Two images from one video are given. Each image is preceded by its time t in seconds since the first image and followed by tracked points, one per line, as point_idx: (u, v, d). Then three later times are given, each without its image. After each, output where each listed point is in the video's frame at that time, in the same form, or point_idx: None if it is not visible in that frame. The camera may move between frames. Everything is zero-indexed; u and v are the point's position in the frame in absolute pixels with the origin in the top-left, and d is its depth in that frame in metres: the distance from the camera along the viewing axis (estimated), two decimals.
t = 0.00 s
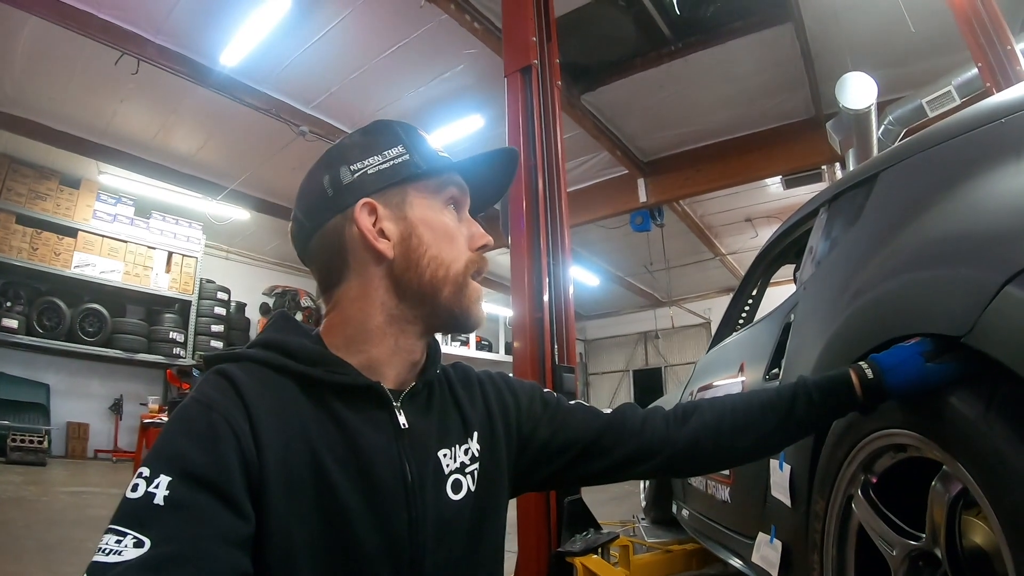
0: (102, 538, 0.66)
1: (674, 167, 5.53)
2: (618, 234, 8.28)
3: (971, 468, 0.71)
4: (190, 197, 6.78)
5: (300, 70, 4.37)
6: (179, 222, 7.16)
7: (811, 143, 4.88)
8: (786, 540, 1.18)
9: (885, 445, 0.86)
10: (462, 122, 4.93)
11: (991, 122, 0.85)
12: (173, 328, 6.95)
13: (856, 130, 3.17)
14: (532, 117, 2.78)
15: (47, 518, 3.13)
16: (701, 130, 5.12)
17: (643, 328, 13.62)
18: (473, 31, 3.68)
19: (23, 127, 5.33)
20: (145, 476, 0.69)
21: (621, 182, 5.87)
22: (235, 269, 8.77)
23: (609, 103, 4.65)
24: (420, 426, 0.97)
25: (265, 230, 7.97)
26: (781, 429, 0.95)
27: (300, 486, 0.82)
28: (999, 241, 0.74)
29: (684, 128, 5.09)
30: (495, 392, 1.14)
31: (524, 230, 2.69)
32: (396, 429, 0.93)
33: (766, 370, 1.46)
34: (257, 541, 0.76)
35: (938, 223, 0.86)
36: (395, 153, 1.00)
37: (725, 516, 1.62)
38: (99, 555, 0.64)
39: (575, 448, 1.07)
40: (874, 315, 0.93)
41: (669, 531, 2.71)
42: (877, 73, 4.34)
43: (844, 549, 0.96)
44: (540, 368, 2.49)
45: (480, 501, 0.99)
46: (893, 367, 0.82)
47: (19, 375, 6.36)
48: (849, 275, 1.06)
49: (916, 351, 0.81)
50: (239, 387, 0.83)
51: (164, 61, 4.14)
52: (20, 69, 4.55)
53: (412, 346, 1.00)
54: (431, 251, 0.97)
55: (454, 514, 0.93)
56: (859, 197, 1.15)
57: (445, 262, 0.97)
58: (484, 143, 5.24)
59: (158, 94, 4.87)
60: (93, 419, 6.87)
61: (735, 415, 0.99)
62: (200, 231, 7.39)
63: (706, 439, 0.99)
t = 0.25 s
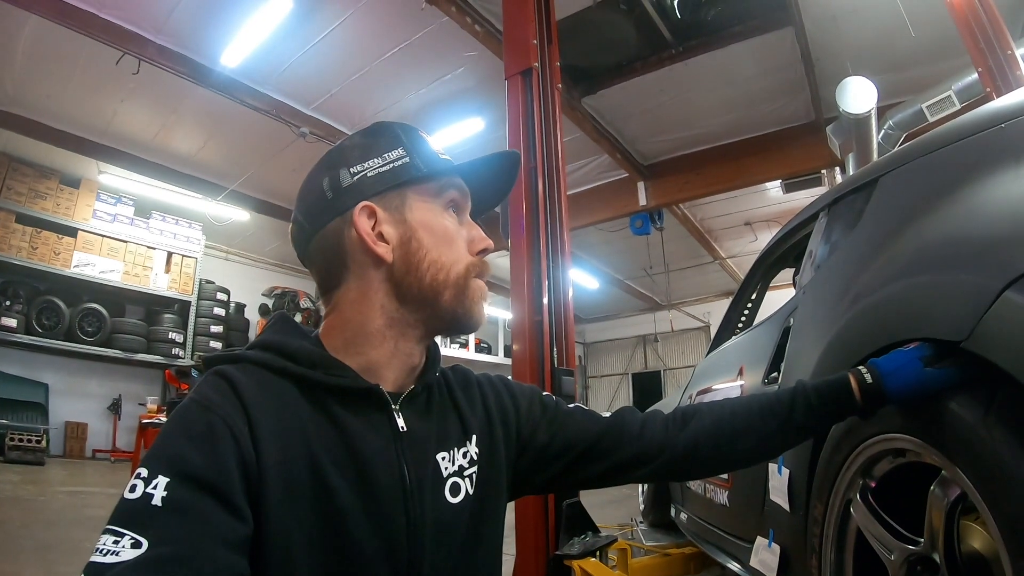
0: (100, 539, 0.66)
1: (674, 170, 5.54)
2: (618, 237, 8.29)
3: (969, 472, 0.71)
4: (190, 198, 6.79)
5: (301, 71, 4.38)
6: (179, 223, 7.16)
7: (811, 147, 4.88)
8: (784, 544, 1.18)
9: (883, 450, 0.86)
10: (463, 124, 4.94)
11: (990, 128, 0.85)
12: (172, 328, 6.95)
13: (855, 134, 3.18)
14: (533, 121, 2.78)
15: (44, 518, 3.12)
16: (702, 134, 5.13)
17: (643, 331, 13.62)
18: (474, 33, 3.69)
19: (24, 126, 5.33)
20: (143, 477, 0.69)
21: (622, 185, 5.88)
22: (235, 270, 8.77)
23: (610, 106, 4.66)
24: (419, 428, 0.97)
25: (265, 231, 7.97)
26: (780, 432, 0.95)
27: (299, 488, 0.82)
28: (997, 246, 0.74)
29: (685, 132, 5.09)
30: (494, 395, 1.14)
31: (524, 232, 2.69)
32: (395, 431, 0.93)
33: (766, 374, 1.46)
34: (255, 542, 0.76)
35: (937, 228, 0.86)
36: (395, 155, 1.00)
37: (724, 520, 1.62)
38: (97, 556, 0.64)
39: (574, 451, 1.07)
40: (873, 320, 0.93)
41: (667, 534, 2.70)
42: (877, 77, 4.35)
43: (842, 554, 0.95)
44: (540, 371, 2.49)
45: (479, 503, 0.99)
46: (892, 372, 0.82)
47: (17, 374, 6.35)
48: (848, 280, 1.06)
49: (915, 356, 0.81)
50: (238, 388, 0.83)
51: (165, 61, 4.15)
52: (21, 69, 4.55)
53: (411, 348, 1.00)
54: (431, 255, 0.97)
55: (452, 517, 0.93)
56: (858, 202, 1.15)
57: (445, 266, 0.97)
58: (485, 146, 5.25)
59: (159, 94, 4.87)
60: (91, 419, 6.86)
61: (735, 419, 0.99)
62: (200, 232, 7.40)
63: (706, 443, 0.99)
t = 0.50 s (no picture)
0: (102, 538, 0.66)
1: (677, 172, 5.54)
2: (621, 238, 8.28)
3: (972, 477, 0.71)
4: (193, 197, 6.80)
5: (304, 71, 4.39)
6: (181, 222, 7.18)
7: (814, 150, 4.88)
8: (785, 547, 1.18)
9: (885, 453, 0.86)
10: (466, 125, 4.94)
11: (994, 132, 0.85)
12: (174, 327, 6.96)
13: (859, 137, 3.17)
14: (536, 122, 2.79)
15: (45, 516, 3.13)
16: (705, 136, 5.13)
17: (645, 333, 13.61)
18: (478, 34, 3.69)
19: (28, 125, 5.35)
20: (145, 477, 0.69)
21: (624, 186, 5.88)
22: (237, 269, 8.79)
23: (612, 107, 4.66)
24: (421, 429, 0.97)
25: (268, 231, 7.98)
26: (782, 436, 0.95)
27: (300, 488, 0.82)
28: (1001, 251, 0.74)
29: (688, 134, 5.09)
30: (496, 396, 1.14)
31: (527, 233, 2.68)
32: (397, 433, 0.93)
33: (768, 377, 1.46)
34: (256, 542, 0.76)
35: (941, 232, 0.86)
36: (398, 156, 1.01)
37: (725, 522, 1.62)
38: (98, 555, 0.64)
39: (576, 453, 1.07)
40: (876, 324, 0.93)
41: (668, 536, 2.70)
42: (881, 80, 4.34)
43: (844, 557, 0.95)
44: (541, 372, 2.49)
45: (480, 505, 0.99)
46: (895, 376, 0.82)
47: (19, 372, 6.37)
48: (851, 283, 1.06)
49: (917, 360, 0.81)
50: (240, 389, 0.83)
51: (168, 60, 4.16)
52: (26, 67, 4.57)
53: (413, 350, 1.00)
54: (435, 256, 0.97)
55: (453, 518, 0.93)
56: (862, 205, 1.15)
57: (449, 267, 0.97)
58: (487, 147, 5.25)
59: (162, 93, 4.89)
60: (93, 417, 6.88)
61: (737, 422, 0.99)
62: (203, 231, 7.41)
63: (707, 446, 0.99)
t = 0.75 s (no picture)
0: (107, 537, 0.67)
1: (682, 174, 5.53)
2: (625, 239, 8.27)
3: (976, 482, 0.71)
4: (198, 196, 6.83)
5: (310, 71, 4.40)
6: (186, 220, 7.21)
7: (819, 152, 4.87)
8: (787, 550, 1.18)
9: (889, 457, 0.86)
10: (470, 125, 4.95)
11: (1001, 135, 0.85)
12: (178, 326, 6.99)
13: (864, 139, 3.16)
14: (541, 124, 2.79)
15: (48, 513, 3.15)
16: (709, 138, 5.12)
17: (648, 335, 13.59)
18: (483, 35, 3.70)
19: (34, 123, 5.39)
20: (151, 476, 0.70)
21: (628, 188, 5.87)
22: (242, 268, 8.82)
23: (617, 109, 4.66)
24: (425, 430, 0.98)
25: (273, 230, 8.01)
26: (786, 439, 0.95)
27: (305, 488, 0.83)
28: (1007, 255, 0.74)
29: (692, 135, 5.09)
30: (500, 398, 1.14)
31: (532, 234, 2.69)
32: (402, 434, 0.93)
33: (772, 380, 1.46)
34: (261, 542, 0.77)
35: (947, 235, 0.86)
36: (407, 158, 1.01)
37: (727, 525, 1.62)
38: (106, 554, 0.65)
39: (580, 455, 1.08)
40: (881, 327, 0.93)
41: (671, 539, 2.70)
42: (886, 83, 4.33)
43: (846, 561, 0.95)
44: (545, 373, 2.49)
45: (484, 506, 1.00)
46: (899, 379, 0.82)
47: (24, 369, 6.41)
48: (857, 286, 1.06)
49: (924, 363, 0.81)
50: (246, 389, 0.84)
51: (173, 59, 4.18)
52: (31, 65, 4.60)
53: (419, 351, 1.01)
54: (441, 258, 0.98)
55: (457, 520, 0.94)
56: (867, 207, 1.15)
57: (455, 269, 0.98)
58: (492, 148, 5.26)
59: (166, 92, 4.91)
60: (96, 415, 6.91)
61: (741, 426, 0.99)
62: (207, 230, 7.45)
63: (710, 450, 1.00)
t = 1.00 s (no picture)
0: (111, 533, 0.67)
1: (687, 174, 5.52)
2: (629, 239, 8.27)
3: (981, 486, 0.70)
4: (203, 192, 6.86)
5: (315, 68, 4.41)
6: (191, 216, 7.24)
7: (824, 153, 4.85)
8: (790, 552, 1.18)
9: (893, 460, 0.86)
10: (476, 123, 4.95)
11: (1010, 138, 0.85)
12: (183, 321, 7.02)
13: (870, 141, 3.15)
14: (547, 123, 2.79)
15: (52, 506, 3.17)
16: (715, 138, 5.11)
17: (652, 335, 13.57)
18: (489, 33, 3.71)
19: (42, 118, 5.42)
20: (156, 473, 0.70)
21: (633, 187, 5.87)
22: (246, 265, 8.86)
23: (623, 108, 4.65)
24: (429, 429, 0.98)
25: (278, 227, 8.03)
26: (791, 441, 0.95)
27: (309, 486, 0.83)
28: (1013, 259, 0.74)
29: (698, 135, 5.08)
30: (505, 397, 1.15)
31: (538, 233, 2.69)
32: (406, 433, 0.94)
33: (777, 381, 1.45)
34: (265, 539, 0.77)
35: (953, 238, 0.86)
36: (411, 156, 1.01)
37: (730, 526, 1.62)
38: (109, 550, 0.65)
39: (583, 456, 1.08)
40: (886, 330, 0.93)
41: (672, 540, 2.70)
42: (893, 85, 4.32)
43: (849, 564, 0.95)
44: (549, 373, 2.50)
45: (487, 505, 1.00)
46: (904, 382, 0.82)
47: (29, 363, 6.45)
48: (862, 289, 1.06)
49: (929, 367, 0.81)
50: (251, 386, 0.84)
51: (180, 56, 4.20)
52: (39, 61, 4.63)
53: (424, 349, 1.01)
54: (446, 258, 0.98)
55: (460, 519, 0.94)
56: (874, 210, 1.15)
57: (460, 268, 0.98)
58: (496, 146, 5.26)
59: (173, 89, 4.93)
60: (100, 410, 6.95)
61: (746, 428, 0.99)
62: (212, 226, 7.48)
63: (714, 452, 0.99)
